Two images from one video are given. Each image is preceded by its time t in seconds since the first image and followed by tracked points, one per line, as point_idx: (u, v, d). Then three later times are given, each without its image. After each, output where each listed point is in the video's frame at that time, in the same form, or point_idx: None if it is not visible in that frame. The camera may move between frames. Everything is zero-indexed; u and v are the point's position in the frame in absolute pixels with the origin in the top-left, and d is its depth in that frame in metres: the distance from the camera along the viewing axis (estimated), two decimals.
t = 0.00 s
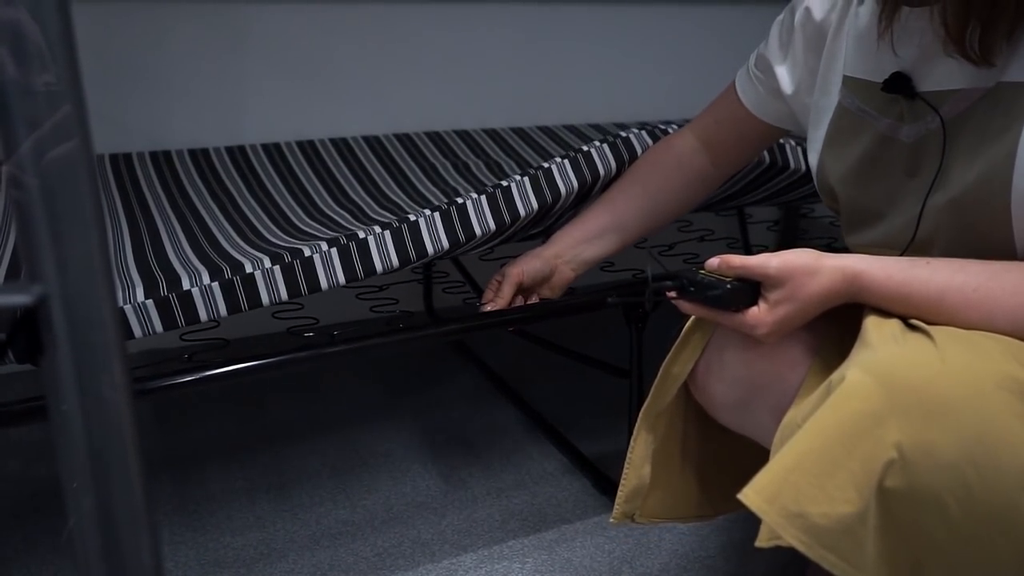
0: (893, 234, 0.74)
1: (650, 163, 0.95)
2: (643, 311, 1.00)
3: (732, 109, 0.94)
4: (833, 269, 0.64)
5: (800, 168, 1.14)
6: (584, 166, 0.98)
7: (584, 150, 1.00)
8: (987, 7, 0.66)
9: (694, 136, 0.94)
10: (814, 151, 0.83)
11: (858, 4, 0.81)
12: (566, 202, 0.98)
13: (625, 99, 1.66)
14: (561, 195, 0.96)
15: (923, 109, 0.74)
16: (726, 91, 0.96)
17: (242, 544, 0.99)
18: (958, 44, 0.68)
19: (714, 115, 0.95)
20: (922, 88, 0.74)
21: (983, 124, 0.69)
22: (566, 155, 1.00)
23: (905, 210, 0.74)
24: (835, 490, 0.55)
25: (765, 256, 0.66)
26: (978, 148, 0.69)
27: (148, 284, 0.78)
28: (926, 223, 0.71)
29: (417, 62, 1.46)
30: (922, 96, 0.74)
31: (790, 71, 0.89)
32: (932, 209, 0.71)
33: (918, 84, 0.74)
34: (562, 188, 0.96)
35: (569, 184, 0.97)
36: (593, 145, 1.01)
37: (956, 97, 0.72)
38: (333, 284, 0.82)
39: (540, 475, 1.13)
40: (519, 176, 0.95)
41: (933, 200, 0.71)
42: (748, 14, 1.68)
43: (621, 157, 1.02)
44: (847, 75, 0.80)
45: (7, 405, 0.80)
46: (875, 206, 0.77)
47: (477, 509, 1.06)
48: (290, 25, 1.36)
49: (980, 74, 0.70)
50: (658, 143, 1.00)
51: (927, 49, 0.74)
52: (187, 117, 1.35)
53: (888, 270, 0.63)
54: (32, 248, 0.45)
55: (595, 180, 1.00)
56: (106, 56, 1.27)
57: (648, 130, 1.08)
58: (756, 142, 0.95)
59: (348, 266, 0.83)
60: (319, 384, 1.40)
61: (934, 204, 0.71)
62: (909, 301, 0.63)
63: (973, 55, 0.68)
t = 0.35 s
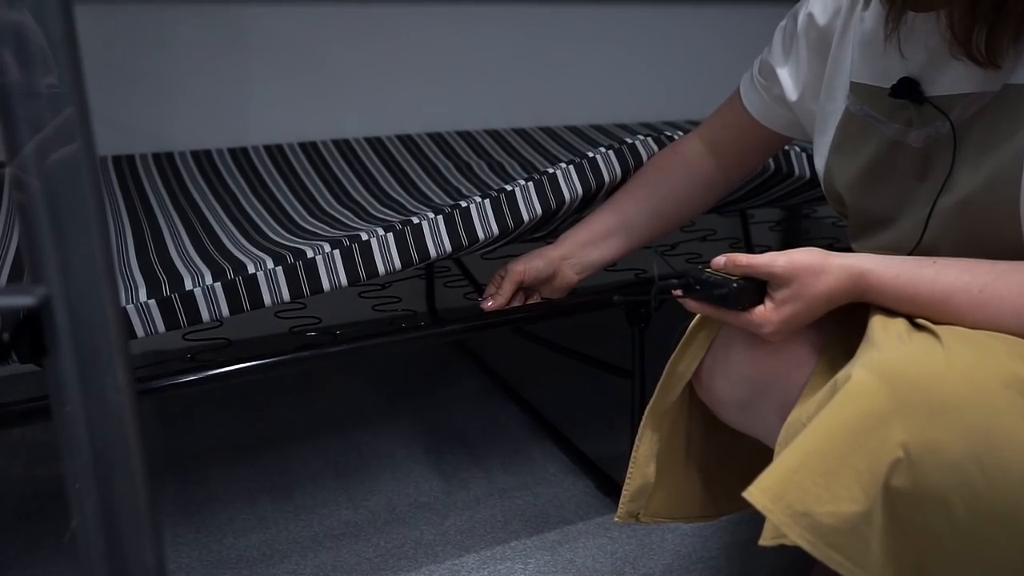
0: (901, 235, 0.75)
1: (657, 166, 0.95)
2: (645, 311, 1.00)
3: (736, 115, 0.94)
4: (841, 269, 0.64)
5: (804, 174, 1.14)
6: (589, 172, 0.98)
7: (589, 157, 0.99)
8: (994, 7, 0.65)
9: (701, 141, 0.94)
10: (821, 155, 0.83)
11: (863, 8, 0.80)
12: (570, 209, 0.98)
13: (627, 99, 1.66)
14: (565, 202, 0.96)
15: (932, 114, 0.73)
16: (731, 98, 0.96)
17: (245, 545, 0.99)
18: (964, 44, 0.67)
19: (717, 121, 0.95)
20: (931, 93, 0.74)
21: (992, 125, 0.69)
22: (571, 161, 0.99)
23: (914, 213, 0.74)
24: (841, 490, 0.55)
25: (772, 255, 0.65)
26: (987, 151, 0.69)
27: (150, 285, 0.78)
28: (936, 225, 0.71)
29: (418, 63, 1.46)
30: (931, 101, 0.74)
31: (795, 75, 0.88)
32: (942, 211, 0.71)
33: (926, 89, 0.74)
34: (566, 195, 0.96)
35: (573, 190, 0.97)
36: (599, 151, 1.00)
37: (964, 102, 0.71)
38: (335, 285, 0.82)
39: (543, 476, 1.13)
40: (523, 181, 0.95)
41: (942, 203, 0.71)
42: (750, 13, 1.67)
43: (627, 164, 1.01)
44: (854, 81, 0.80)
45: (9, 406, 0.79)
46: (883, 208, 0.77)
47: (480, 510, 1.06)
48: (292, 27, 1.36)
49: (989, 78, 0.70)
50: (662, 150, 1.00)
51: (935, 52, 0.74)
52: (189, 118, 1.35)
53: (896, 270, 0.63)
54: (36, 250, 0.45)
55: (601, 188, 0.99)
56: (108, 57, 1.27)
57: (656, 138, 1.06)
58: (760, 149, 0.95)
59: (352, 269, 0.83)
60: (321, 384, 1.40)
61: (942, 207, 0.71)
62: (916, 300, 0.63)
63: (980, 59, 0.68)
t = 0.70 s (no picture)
0: (904, 237, 0.74)
1: (660, 169, 0.95)
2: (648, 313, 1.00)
3: (739, 118, 0.94)
4: (841, 268, 0.64)
5: (808, 179, 1.14)
6: (592, 177, 0.98)
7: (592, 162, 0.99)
8: (989, 9, 0.66)
9: (704, 145, 0.94)
10: (823, 157, 0.82)
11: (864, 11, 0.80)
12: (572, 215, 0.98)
13: (629, 100, 1.66)
14: (568, 207, 0.96)
15: (932, 116, 0.74)
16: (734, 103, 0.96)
17: (247, 545, 0.99)
18: (959, 47, 0.68)
19: (720, 125, 0.94)
20: (932, 94, 0.74)
21: (992, 125, 0.69)
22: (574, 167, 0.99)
23: (917, 214, 0.74)
24: (841, 489, 0.55)
25: (773, 254, 0.66)
26: (988, 151, 0.69)
27: (154, 291, 0.78)
28: (937, 226, 0.71)
29: (421, 63, 1.46)
30: (931, 101, 0.74)
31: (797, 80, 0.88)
32: (943, 213, 0.70)
33: (926, 90, 0.74)
34: (568, 202, 0.96)
35: (577, 197, 0.97)
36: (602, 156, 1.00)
37: (964, 102, 0.71)
38: (338, 293, 0.82)
39: (545, 476, 1.13)
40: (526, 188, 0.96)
41: (943, 204, 0.71)
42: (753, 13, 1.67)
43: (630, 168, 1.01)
44: (854, 81, 0.80)
45: (13, 406, 0.80)
46: (887, 211, 0.77)
47: (482, 510, 1.06)
48: (296, 27, 1.36)
49: (984, 77, 0.70)
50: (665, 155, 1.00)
51: (932, 54, 0.74)
52: (193, 119, 1.35)
53: (896, 270, 0.63)
54: (40, 249, 0.45)
55: (604, 193, 0.99)
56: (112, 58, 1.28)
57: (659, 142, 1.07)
58: (764, 151, 0.94)
59: (355, 276, 0.83)
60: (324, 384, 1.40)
61: (944, 208, 0.70)
62: (916, 300, 0.63)
63: (975, 61, 0.68)
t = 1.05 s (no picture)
0: (904, 235, 0.74)
1: (658, 155, 0.95)
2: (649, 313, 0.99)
3: (739, 103, 0.95)
4: (842, 266, 0.64)
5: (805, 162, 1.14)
6: (590, 158, 0.98)
7: (589, 145, 1.00)
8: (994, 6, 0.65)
9: (703, 131, 0.94)
10: (827, 154, 0.83)
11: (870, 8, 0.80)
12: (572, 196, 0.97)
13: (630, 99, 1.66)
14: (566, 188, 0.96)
15: (935, 112, 0.74)
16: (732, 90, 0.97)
17: (248, 545, 0.99)
18: (963, 46, 0.68)
19: (718, 110, 0.95)
20: (936, 92, 0.74)
21: (992, 124, 0.69)
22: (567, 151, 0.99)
23: (919, 212, 0.74)
24: (841, 487, 0.55)
25: (774, 252, 0.66)
26: (988, 150, 0.69)
27: (155, 280, 0.78)
28: (937, 226, 0.71)
29: (422, 63, 1.47)
30: (936, 99, 0.74)
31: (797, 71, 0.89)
32: (943, 213, 0.70)
33: (929, 88, 0.74)
34: (565, 183, 0.96)
35: (574, 178, 0.97)
36: (598, 139, 1.00)
37: (967, 99, 0.71)
38: (340, 276, 0.82)
39: (546, 476, 1.13)
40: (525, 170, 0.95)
41: (944, 203, 0.71)
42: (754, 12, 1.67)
43: (627, 151, 1.01)
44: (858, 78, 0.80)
45: (13, 406, 0.80)
46: (888, 208, 0.77)
47: (483, 510, 1.06)
48: (296, 28, 1.36)
49: (990, 77, 0.70)
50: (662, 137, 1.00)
51: (935, 54, 0.74)
52: (194, 119, 1.35)
53: (897, 268, 0.63)
54: (40, 249, 0.45)
55: (602, 173, 0.99)
56: (113, 59, 1.27)
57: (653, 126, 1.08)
58: (762, 136, 0.95)
59: (356, 259, 0.83)
60: (324, 384, 1.40)
61: (944, 207, 0.70)
62: (916, 299, 0.63)
63: (979, 60, 0.68)
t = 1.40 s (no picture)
0: (902, 232, 0.75)
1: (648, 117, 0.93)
2: (649, 312, 0.99)
3: (731, 78, 0.95)
4: (841, 266, 0.64)
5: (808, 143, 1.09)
6: (577, 104, 0.90)
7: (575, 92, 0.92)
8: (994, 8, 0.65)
9: (694, 98, 0.94)
10: (825, 149, 0.83)
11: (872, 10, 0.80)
12: (563, 141, 0.89)
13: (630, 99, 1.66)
14: (557, 131, 0.87)
15: (935, 110, 0.74)
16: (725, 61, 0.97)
17: (248, 545, 0.99)
18: (962, 48, 0.68)
19: (708, 80, 0.95)
20: (936, 90, 0.73)
21: (991, 124, 0.69)
22: (560, 97, 0.92)
23: (918, 210, 0.74)
24: (841, 487, 0.55)
25: (773, 253, 0.66)
26: (985, 150, 0.69)
27: (154, 238, 0.76)
28: (932, 225, 0.71)
29: (422, 63, 1.46)
30: (936, 97, 0.73)
31: (792, 61, 0.89)
32: (938, 212, 0.71)
33: (929, 86, 0.74)
34: (557, 123, 0.87)
35: (563, 121, 0.88)
36: (585, 88, 0.92)
37: (967, 97, 0.71)
38: (338, 223, 0.77)
39: (546, 476, 1.13)
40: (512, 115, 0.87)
41: (941, 201, 0.71)
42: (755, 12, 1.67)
43: (616, 100, 0.93)
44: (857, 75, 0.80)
45: (13, 407, 0.80)
46: (885, 205, 0.77)
47: (482, 510, 1.06)
48: (296, 27, 1.36)
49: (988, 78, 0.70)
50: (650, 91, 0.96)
51: (934, 55, 0.74)
52: (194, 119, 1.35)
53: (896, 268, 0.63)
54: (40, 250, 0.45)
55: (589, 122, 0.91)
56: (112, 58, 1.27)
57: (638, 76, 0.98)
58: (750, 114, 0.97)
59: (352, 205, 0.78)
60: (324, 384, 1.40)
61: (941, 205, 0.71)
62: (916, 300, 0.63)
63: (979, 62, 0.68)
